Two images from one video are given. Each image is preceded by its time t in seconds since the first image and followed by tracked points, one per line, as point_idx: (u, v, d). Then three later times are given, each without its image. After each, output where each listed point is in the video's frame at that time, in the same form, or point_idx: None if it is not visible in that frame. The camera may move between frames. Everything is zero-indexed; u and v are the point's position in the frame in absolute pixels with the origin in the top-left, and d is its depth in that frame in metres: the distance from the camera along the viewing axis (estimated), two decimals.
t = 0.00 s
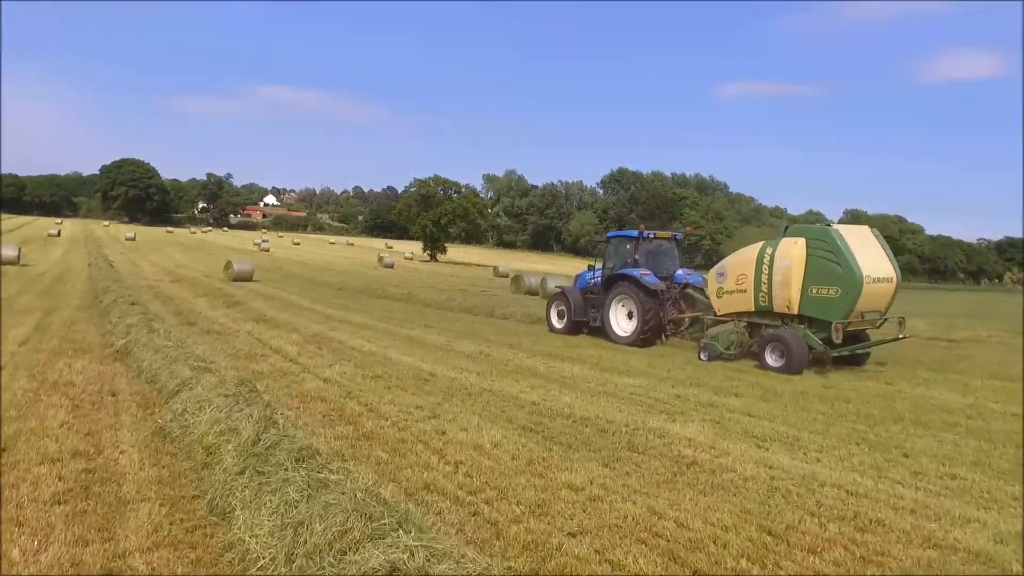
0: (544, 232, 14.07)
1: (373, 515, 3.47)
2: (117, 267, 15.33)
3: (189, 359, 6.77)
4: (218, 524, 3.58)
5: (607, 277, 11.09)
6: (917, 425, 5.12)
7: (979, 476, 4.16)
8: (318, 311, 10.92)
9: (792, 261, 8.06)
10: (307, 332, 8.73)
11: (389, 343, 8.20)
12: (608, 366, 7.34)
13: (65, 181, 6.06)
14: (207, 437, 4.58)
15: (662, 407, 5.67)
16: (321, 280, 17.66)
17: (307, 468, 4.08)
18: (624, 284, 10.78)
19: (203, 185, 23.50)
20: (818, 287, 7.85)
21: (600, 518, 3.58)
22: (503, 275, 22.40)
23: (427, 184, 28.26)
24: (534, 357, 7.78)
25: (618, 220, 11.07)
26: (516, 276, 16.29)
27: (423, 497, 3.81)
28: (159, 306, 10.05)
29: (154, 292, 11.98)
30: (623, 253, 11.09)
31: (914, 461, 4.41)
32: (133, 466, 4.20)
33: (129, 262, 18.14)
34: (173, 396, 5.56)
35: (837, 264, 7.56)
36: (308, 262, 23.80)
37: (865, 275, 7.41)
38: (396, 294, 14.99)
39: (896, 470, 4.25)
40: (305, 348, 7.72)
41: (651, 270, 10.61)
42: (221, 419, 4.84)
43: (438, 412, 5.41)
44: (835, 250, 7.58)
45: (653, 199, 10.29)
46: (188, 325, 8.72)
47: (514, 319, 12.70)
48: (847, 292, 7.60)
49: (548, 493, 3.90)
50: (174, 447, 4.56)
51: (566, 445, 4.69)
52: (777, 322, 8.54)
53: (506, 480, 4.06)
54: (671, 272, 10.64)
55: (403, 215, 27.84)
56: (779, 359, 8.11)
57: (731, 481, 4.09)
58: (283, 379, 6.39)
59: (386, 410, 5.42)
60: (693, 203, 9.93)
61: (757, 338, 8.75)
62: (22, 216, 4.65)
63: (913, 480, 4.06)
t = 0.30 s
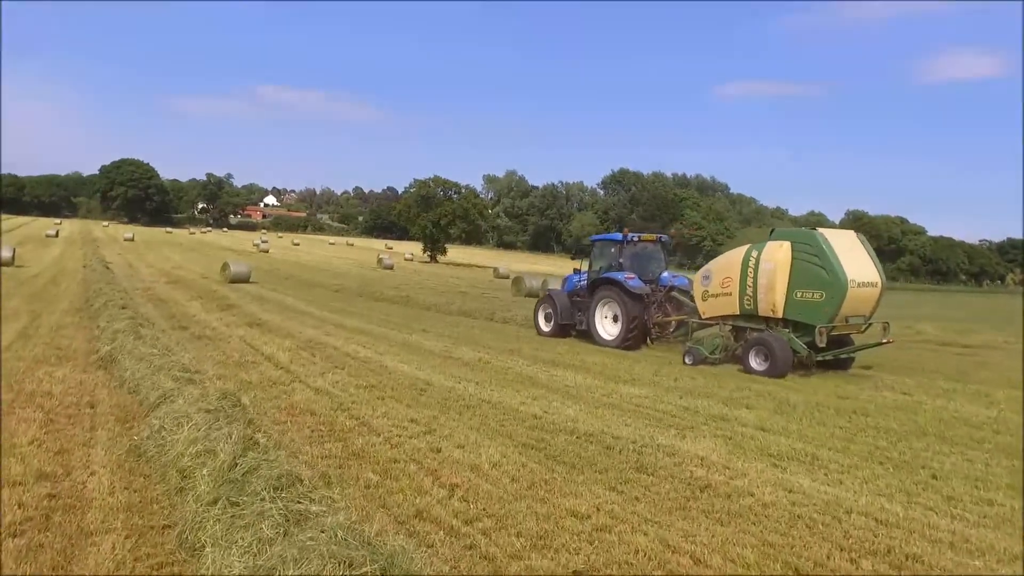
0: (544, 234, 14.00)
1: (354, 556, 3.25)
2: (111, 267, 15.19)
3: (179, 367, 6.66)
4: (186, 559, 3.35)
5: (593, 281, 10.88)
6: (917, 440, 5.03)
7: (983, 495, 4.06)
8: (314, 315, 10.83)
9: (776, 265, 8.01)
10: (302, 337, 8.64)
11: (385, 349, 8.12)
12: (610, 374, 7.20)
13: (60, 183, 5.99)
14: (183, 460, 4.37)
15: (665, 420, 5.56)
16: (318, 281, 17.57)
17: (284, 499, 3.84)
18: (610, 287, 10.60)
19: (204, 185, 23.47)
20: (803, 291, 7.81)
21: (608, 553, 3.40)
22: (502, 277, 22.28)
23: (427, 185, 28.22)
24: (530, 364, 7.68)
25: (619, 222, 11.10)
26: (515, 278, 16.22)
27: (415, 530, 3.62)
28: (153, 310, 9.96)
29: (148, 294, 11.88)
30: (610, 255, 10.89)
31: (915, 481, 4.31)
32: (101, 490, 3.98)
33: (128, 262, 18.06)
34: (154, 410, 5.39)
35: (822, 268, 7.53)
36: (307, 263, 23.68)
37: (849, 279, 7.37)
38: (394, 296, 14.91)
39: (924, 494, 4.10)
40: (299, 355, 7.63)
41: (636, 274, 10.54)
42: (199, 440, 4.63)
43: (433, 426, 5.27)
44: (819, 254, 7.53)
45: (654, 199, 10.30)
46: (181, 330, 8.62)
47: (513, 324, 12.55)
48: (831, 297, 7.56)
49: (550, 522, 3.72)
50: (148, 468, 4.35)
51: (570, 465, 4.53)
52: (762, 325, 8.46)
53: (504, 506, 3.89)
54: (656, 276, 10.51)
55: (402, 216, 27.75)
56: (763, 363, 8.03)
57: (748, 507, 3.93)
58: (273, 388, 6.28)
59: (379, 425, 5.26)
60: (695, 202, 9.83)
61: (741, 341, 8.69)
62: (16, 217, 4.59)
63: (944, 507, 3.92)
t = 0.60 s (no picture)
0: (544, 235, 13.91)
1: None
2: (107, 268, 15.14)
3: (165, 374, 6.55)
4: None
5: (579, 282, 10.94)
6: (921, 453, 4.90)
7: (1010, 520, 3.90)
8: (311, 318, 10.74)
9: (757, 267, 8.32)
10: (296, 341, 8.54)
11: (381, 355, 8.02)
12: (609, 382, 7.08)
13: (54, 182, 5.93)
14: (154, 483, 4.17)
15: (668, 433, 5.41)
16: (317, 282, 17.51)
17: (255, 533, 3.61)
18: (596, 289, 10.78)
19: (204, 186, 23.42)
20: (782, 292, 8.11)
21: None
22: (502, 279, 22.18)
23: (427, 186, 28.15)
24: (529, 371, 7.57)
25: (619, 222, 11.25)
26: (516, 281, 16.12)
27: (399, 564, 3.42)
28: (146, 314, 9.86)
29: (142, 297, 11.78)
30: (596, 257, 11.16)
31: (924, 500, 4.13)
32: (63, 515, 3.79)
33: (124, 264, 17.99)
34: (132, 423, 5.22)
35: (801, 271, 7.82)
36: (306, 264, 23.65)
37: (828, 281, 7.66)
38: (392, 298, 14.82)
39: (957, 518, 3.95)
40: (292, 360, 7.53)
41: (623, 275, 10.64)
42: (174, 462, 4.42)
43: (426, 440, 5.12)
44: (798, 256, 7.82)
45: (654, 201, 10.25)
46: (173, 335, 8.52)
47: (512, 328, 12.44)
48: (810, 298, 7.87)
49: (550, 554, 3.54)
50: (118, 489, 4.16)
51: (571, 485, 4.38)
52: (743, 327, 8.80)
53: (499, 534, 3.71)
54: (642, 278, 10.70)
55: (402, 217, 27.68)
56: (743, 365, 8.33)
57: (765, 535, 3.77)
58: (262, 397, 6.15)
59: (370, 439, 5.11)
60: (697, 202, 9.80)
61: (723, 343, 9.01)
62: (7, 214, 4.53)
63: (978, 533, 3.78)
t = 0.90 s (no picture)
0: (544, 237, 13.84)
1: None
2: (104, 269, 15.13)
3: (154, 382, 6.45)
4: None
5: (567, 284, 11.16)
6: (928, 469, 4.79)
7: None
8: (308, 321, 10.65)
9: (736, 269, 8.40)
10: (291, 346, 8.47)
11: (378, 360, 7.94)
12: (609, 390, 6.99)
13: (50, 183, 5.87)
14: (123, 509, 4.00)
15: (673, 447, 5.31)
16: (317, 284, 17.48)
17: (225, 570, 3.42)
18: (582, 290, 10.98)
19: (205, 185, 23.38)
20: (760, 296, 8.20)
21: None
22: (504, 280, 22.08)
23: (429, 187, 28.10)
24: (529, 378, 7.48)
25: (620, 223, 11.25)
26: (517, 284, 16.05)
27: None
28: (141, 317, 9.78)
29: (137, 299, 11.75)
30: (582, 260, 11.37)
31: (954, 523, 3.92)
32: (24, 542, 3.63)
33: (121, 265, 17.90)
34: (110, 436, 5.08)
35: (779, 274, 7.93)
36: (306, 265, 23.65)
37: (806, 285, 7.77)
38: (391, 300, 14.75)
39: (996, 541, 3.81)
40: (285, 366, 7.45)
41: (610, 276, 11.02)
42: (149, 485, 4.25)
43: (419, 455, 5.00)
44: (777, 260, 7.92)
45: (656, 201, 10.27)
46: (167, 339, 8.45)
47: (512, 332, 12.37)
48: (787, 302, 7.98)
49: None
50: (86, 512, 4.01)
51: (573, 507, 4.24)
52: (723, 329, 8.84)
53: (496, 563, 3.57)
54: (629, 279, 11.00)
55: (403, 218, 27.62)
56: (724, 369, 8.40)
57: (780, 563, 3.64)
58: (254, 406, 6.05)
59: (361, 453, 4.99)
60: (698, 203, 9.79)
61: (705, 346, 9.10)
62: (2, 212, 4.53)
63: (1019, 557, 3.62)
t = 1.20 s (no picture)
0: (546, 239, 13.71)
1: None
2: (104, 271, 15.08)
3: (142, 390, 6.27)
4: None
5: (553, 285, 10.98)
6: (948, 484, 4.54)
7: None
8: (307, 324, 10.52)
9: (718, 272, 8.23)
10: (287, 351, 8.31)
11: (376, 367, 7.77)
12: (612, 399, 6.80)
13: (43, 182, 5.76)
14: (89, 535, 3.77)
15: (684, 461, 5.06)
16: (318, 286, 17.40)
17: None
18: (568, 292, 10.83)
19: (207, 186, 23.44)
20: (743, 299, 8.04)
21: None
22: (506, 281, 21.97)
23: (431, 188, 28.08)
24: (531, 385, 7.31)
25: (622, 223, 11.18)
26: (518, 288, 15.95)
27: None
28: (136, 321, 9.65)
29: (135, 302, 11.67)
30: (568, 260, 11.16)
31: (994, 552, 3.66)
32: None
33: (121, 266, 17.81)
34: (89, 450, 4.83)
35: (761, 276, 7.77)
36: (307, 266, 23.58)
37: (787, 288, 7.62)
38: (392, 303, 14.61)
39: None
40: (279, 372, 7.29)
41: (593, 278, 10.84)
42: (117, 510, 3.92)
43: (414, 470, 4.75)
44: (759, 263, 7.77)
45: (659, 202, 10.23)
46: (161, 344, 8.31)
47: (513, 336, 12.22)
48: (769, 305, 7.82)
49: None
50: (52, 536, 3.81)
51: (578, 530, 3.95)
52: (706, 331, 8.67)
53: None
54: (615, 280, 10.89)
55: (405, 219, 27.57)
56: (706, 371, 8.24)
57: None
58: (245, 415, 5.85)
59: (351, 467, 4.75)
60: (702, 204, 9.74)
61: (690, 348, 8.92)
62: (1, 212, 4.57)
63: None
